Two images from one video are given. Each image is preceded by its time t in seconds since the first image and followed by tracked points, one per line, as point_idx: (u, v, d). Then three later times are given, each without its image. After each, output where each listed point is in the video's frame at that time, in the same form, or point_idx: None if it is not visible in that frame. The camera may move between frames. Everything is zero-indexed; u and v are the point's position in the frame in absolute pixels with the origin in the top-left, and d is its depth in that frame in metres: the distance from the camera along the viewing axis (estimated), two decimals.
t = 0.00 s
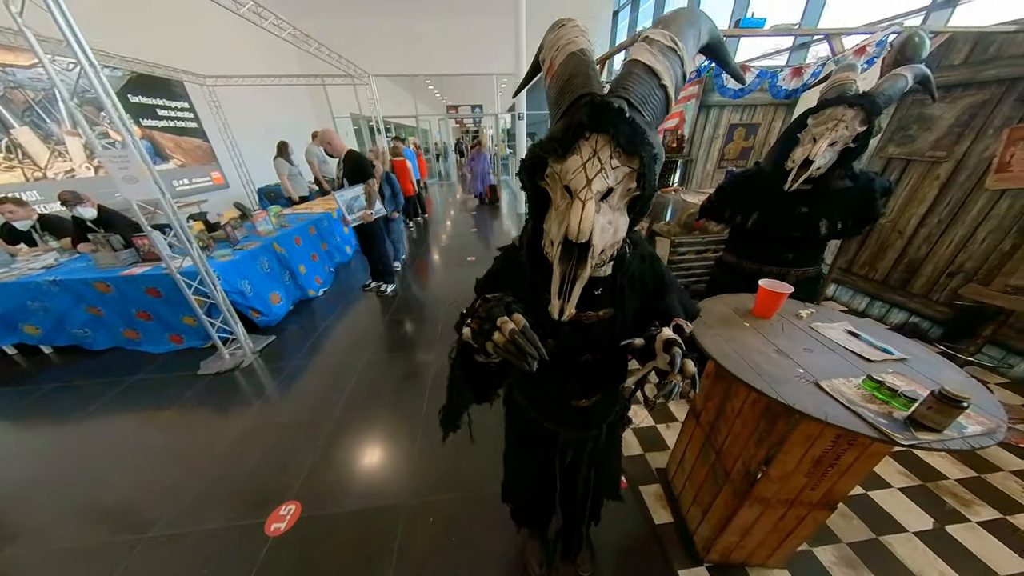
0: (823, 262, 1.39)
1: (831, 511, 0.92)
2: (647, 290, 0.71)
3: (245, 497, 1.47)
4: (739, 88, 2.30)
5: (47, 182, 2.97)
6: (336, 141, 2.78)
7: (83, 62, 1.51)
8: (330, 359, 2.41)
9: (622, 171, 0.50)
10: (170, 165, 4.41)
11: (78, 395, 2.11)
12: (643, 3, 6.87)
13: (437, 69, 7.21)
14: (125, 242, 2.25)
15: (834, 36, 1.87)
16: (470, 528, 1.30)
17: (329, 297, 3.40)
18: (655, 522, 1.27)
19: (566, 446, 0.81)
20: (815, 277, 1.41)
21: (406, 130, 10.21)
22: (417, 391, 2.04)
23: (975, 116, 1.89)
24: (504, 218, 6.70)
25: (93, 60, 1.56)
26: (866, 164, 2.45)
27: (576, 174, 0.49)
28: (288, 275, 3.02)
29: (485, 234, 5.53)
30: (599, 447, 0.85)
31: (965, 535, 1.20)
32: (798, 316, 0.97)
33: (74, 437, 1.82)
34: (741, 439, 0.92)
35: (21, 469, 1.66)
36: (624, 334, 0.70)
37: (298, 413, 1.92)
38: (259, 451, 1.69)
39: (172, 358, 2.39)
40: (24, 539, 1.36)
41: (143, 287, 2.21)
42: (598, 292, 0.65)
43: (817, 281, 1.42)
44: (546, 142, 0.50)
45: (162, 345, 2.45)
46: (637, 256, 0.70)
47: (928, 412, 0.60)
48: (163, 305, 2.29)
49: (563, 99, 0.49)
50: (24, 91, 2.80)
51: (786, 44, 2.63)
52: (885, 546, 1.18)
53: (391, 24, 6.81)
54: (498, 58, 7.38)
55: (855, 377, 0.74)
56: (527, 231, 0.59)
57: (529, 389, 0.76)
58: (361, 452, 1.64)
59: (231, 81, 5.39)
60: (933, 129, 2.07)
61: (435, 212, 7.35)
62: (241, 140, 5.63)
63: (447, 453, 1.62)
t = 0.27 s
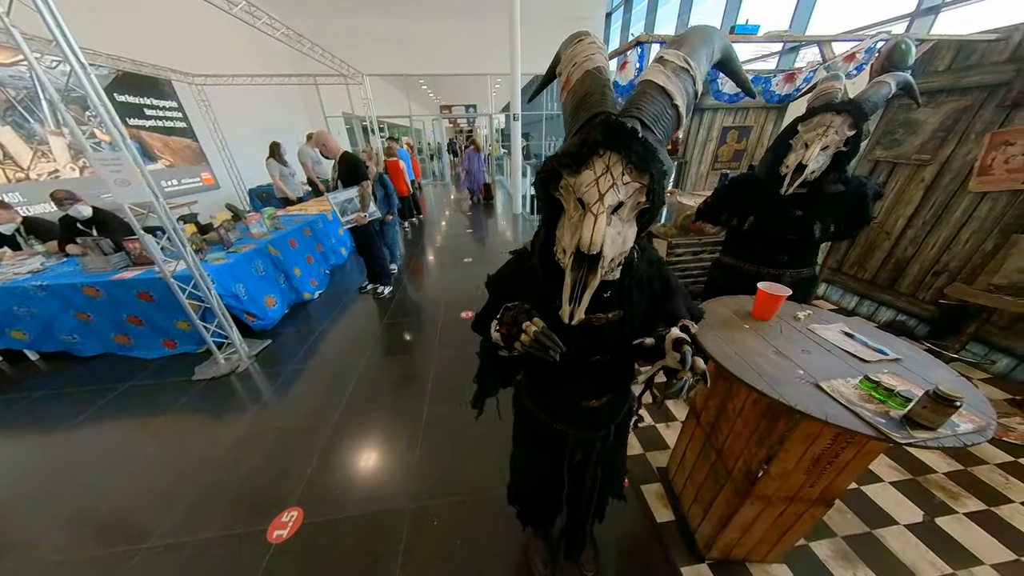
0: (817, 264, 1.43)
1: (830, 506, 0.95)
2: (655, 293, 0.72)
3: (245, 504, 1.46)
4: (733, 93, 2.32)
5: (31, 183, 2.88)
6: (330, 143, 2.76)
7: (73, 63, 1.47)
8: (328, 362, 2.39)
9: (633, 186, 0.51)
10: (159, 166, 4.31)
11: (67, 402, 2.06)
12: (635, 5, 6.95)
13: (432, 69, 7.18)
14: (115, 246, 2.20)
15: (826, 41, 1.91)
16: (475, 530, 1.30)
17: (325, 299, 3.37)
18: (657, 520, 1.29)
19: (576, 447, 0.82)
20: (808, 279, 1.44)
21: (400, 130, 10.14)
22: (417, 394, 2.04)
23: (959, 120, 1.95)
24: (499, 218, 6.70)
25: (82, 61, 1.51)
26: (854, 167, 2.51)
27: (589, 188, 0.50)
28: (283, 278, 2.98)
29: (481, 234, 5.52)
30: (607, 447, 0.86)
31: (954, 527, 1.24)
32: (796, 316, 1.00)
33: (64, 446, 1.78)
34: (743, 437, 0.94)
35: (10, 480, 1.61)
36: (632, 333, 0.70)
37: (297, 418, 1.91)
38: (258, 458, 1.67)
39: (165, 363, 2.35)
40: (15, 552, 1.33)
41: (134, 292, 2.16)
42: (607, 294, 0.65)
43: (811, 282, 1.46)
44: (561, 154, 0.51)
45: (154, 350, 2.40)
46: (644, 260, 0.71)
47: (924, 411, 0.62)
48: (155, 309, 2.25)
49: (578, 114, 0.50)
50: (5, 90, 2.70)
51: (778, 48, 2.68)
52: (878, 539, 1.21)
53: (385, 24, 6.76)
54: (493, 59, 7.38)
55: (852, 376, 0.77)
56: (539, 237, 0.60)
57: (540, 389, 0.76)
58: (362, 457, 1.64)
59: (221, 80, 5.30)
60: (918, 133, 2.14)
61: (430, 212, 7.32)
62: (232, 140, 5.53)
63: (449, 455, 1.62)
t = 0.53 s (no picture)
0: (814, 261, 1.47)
1: (833, 498, 0.97)
2: (666, 290, 0.72)
3: (244, 512, 1.42)
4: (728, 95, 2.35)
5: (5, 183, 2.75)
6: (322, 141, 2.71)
7: (58, 62, 1.42)
8: (324, 365, 2.35)
9: (652, 190, 0.52)
10: (142, 165, 4.17)
11: (50, 412, 1.97)
12: (627, 6, 7.02)
13: (424, 67, 7.11)
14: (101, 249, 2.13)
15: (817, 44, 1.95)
16: (481, 532, 1.30)
17: (319, 301, 3.31)
18: (662, 517, 1.30)
19: (592, 446, 0.82)
20: (805, 276, 1.48)
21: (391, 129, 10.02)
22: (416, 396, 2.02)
23: (942, 121, 2.02)
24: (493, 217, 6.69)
25: (66, 58, 1.46)
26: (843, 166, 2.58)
27: (609, 189, 0.50)
28: (275, 280, 2.92)
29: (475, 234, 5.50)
30: (620, 446, 0.87)
31: (945, 514, 1.29)
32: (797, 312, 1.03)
33: (49, 457, 1.71)
34: (748, 432, 0.96)
35: None
36: (644, 329, 0.70)
37: (294, 423, 1.87)
38: (255, 465, 1.63)
39: (153, 369, 2.27)
40: None
41: (121, 295, 2.08)
42: (620, 290, 0.66)
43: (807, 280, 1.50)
44: (583, 153, 0.51)
45: (143, 356, 2.32)
46: (657, 256, 0.71)
47: (928, 404, 0.64)
48: (143, 313, 2.18)
49: (604, 115, 0.50)
50: None
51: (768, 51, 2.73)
52: (875, 528, 1.25)
53: (376, 21, 6.66)
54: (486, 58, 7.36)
55: (854, 370, 0.79)
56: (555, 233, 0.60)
57: (555, 389, 0.76)
58: (363, 461, 1.61)
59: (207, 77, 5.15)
60: (904, 134, 2.20)
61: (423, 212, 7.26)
62: (218, 139, 5.39)
63: (452, 457, 1.61)
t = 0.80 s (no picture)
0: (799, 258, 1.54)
1: (822, 478, 1.03)
2: (671, 283, 0.76)
3: (246, 516, 1.41)
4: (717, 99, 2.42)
5: None
6: (317, 142, 2.68)
7: (44, 60, 1.38)
8: (321, 367, 2.33)
9: (660, 190, 0.55)
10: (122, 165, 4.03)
11: (32, 421, 1.90)
12: (615, 8, 7.14)
13: (414, 66, 7.07)
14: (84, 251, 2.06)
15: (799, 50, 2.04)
16: (487, 526, 1.32)
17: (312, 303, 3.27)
18: (661, 504, 1.35)
19: (599, 434, 0.86)
20: (792, 271, 1.55)
21: (380, 128, 9.91)
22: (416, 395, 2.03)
23: (913, 124, 2.15)
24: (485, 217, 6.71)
25: (52, 55, 1.41)
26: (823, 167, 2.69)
27: (622, 190, 0.54)
28: (268, 282, 2.87)
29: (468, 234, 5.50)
30: (626, 433, 0.91)
31: (921, 492, 1.38)
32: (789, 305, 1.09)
33: (36, 467, 1.66)
34: (743, 419, 1.01)
35: None
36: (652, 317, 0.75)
37: (293, 425, 1.85)
38: (256, 467, 1.62)
39: (142, 375, 2.21)
40: None
41: (107, 299, 2.02)
42: (629, 283, 0.70)
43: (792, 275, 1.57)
44: (597, 156, 0.54)
45: (131, 361, 2.26)
46: (662, 250, 0.76)
47: (906, 384, 0.70)
48: (131, 317, 2.12)
49: (617, 121, 0.54)
50: None
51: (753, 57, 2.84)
52: (858, 507, 1.33)
53: (365, 19, 6.59)
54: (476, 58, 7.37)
55: (846, 356, 0.85)
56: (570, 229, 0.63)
57: (566, 380, 0.79)
58: (366, 461, 1.62)
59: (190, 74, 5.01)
60: (879, 136, 2.33)
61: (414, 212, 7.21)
62: (201, 138, 5.24)
63: (454, 455, 1.63)
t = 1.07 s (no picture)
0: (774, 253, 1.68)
1: (796, 449, 1.15)
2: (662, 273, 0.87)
3: (255, 513, 1.44)
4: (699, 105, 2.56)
5: None
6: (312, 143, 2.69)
7: (39, 62, 1.37)
8: (319, 367, 2.35)
9: (656, 194, 0.64)
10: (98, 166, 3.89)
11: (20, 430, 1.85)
12: (600, 12, 7.33)
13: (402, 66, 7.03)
14: (73, 255, 2.02)
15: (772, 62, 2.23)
16: (492, 510, 1.39)
17: (305, 304, 3.26)
18: (654, 482, 1.46)
19: (600, 412, 0.95)
20: (768, 266, 1.69)
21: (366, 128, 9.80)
22: (416, 392, 2.09)
23: (875, 129, 2.33)
24: (475, 217, 6.76)
25: (43, 56, 1.40)
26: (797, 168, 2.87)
27: (624, 195, 0.62)
28: (261, 284, 2.85)
29: (459, 234, 5.54)
30: (624, 412, 1.00)
31: (882, 462, 1.54)
32: (765, 294, 1.21)
33: (31, 474, 1.63)
34: (726, 398, 1.12)
35: None
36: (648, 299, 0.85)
37: (295, 424, 1.88)
38: (262, 466, 1.65)
39: (134, 380, 2.18)
40: None
41: (97, 303, 1.99)
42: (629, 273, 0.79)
43: (769, 268, 1.70)
44: (601, 166, 0.63)
45: (121, 366, 2.22)
46: (653, 244, 0.86)
47: (861, 358, 0.82)
48: (122, 321, 2.08)
49: (618, 137, 0.62)
50: None
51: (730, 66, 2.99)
52: (829, 478, 1.47)
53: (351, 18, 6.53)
54: (464, 58, 7.40)
55: (817, 336, 0.97)
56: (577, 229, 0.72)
57: (571, 362, 0.88)
58: (372, 455, 1.67)
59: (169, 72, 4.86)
60: (845, 140, 2.51)
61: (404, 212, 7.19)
62: (182, 138, 5.09)
63: (457, 447, 1.69)
